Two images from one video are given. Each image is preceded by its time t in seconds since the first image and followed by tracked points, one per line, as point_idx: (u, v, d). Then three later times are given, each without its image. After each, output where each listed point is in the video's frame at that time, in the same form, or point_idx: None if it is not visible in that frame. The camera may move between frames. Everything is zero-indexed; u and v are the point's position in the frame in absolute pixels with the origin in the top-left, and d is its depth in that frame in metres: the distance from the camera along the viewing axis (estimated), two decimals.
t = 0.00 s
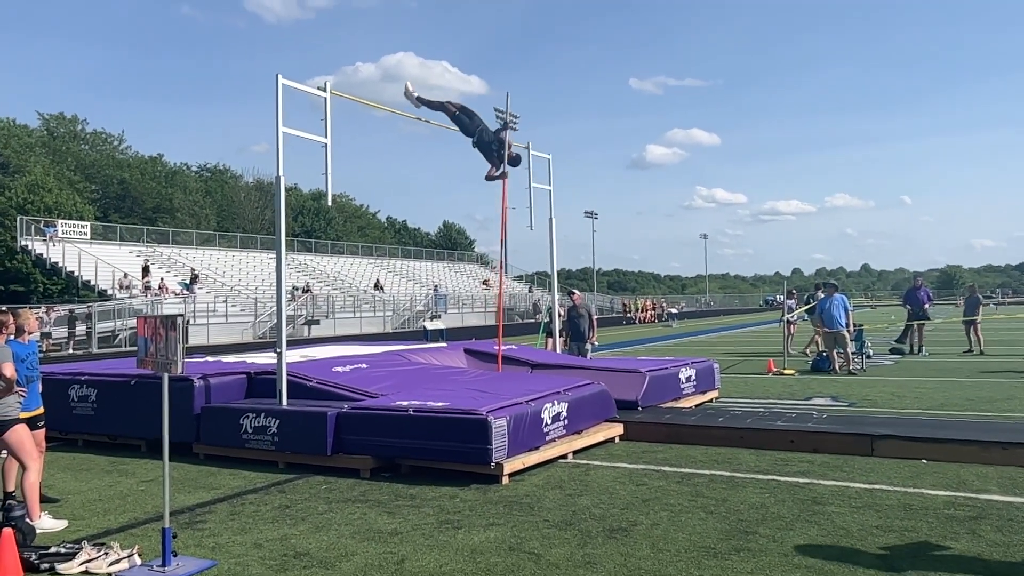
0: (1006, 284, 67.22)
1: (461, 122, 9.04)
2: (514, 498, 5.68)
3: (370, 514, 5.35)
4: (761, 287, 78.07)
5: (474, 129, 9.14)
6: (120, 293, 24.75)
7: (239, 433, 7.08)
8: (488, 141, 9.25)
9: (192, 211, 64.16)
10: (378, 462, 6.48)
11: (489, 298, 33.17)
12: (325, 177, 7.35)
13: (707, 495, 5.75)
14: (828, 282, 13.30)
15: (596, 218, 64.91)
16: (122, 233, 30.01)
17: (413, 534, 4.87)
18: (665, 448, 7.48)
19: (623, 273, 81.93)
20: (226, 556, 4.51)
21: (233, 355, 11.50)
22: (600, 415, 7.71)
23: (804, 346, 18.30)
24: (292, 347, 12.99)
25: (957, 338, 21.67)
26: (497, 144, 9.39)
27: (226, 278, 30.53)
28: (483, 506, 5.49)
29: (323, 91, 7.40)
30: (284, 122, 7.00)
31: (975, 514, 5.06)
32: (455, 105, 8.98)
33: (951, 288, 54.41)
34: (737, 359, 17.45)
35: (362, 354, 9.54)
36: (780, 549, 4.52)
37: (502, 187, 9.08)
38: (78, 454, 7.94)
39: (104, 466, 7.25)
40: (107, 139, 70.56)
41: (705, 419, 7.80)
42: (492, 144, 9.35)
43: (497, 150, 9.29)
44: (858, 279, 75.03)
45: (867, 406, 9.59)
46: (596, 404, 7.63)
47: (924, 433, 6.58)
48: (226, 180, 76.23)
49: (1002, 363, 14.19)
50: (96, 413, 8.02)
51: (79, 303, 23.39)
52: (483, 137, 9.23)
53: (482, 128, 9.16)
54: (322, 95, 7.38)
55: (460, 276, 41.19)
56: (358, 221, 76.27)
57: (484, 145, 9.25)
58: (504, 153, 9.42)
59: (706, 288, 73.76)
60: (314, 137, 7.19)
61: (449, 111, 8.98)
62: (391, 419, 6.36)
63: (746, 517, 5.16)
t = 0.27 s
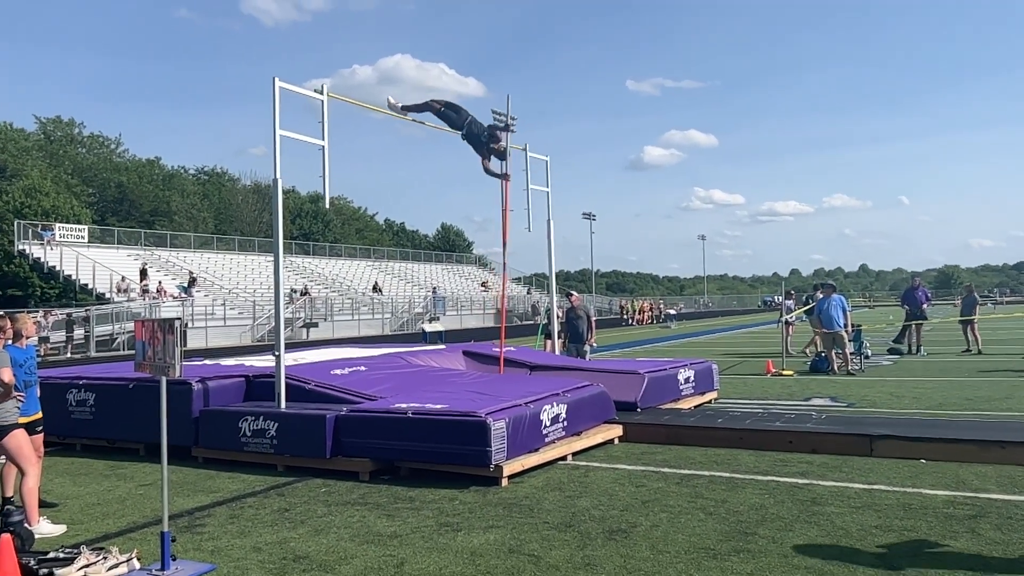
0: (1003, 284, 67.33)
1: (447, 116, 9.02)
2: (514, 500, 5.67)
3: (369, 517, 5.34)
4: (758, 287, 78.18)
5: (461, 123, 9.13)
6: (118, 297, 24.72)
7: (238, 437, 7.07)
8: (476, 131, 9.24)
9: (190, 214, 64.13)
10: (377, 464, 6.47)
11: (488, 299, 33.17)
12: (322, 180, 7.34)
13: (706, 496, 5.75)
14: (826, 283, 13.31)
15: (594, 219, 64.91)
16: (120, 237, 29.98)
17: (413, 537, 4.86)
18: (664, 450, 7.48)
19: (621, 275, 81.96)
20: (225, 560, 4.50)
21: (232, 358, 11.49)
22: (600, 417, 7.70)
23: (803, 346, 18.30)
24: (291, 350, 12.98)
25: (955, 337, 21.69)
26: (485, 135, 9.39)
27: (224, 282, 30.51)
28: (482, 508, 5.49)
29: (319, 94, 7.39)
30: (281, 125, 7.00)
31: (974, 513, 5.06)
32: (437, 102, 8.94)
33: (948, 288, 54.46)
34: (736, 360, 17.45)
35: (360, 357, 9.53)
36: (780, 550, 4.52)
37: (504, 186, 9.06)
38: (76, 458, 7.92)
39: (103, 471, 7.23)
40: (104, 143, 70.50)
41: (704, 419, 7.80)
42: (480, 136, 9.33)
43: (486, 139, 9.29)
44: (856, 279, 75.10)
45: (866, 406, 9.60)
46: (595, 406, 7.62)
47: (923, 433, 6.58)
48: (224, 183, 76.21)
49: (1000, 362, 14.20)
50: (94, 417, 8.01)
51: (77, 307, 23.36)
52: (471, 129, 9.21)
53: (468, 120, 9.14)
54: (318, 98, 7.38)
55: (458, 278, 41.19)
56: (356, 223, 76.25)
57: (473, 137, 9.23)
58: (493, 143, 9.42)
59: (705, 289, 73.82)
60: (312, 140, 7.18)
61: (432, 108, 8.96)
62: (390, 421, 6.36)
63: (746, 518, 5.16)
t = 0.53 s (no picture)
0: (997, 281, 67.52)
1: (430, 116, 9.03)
2: (511, 503, 5.66)
3: (366, 521, 5.33)
4: (753, 287, 78.31)
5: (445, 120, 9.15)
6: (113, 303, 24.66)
7: (234, 442, 7.05)
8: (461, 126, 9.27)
9: (184, 219, 63.99)
10: (374, 468, 6.46)
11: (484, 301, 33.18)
12: (316, 184, 7.33)
13: (703, 496, 5.76)
14: (821, 282, 13.34)
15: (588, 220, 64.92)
16: (114, 242, 29.89)
17: (410, 540, 4.85)
18: (661, 450, 7.48)
19: (616, 276, 82.01)
20: (222, 565, 4.49)
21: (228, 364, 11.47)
22: (596, 418, 7.70)
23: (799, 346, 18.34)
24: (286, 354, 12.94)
25: (950, 335, 21.76)
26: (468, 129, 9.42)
27: (219, 286, 30.45)
28: (479, 511, 5.48)
29: (313, 98, 7.39)
30: (275, 130, 6.99)
31: (971, 510, 5.07)
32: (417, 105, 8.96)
33: (942, 286, 54.60)
34: (732, 360, 17.47)
35: (356, 360, 9.52)
36: (777, 550, 4.52)
37: (501, 188, 9.40)
38: (71, 465, 7.89)
39: (99, 477, 7.20)
40: (97, 148, 70.31)
41: (700, 420, 7.80)
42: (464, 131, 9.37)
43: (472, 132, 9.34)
44: (850, 278, 75.28)
45: (862, 405, 9.62)
46: (591, 407, 7.62)
47: (918, 431, 6.60)
48: (218, 188, 76.08)
49: (995, 359, 14.25)
50: (89, 423, 7.98)
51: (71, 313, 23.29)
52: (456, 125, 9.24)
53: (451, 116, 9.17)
54: (312, 102, 7.38)
55: (454, 280, 41.19)
56: (350, 227, 76.19)
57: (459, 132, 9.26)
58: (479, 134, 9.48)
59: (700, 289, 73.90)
60: (305, 144, 7.18)
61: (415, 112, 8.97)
62: (386, 425, 6.35)
63: (743, 518, 5.16)
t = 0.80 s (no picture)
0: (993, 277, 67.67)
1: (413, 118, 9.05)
2: (509, 504, 5.66)
3: (365, 524, 5.32)
4: (750, 285, 78.44)
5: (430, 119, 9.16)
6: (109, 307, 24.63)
7: (231, 445, 7.04)
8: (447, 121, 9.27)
9: (181, 223, 63.91)
10: (372, 471, 6.46)
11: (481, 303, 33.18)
12: (312, 186, 7.33)
13: (702, 496, 5.76)
14: (817, 281, 13.35)
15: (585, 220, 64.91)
16: (111, 246, 29.85)
17: (409, 543, 4.85)
18: (659, 450, 7.48)
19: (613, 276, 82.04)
20: (221, 570, 4.49)
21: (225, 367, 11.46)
22: (594, 418, 7.70)
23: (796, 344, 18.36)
24: (283, 357, 12.93)
25: (947, 332, 21.79)
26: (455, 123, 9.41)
27: (216, 290, 30.42)
28: (478, 513, 5.48)
29: (309, 101, 7.38)
30: (270, 133, 6.99)
31: (969, 508, 5.07)
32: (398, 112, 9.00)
33: (939, 283, 54.74)
34: (729, 359, 17.49)
35: (354, 363, 9.52)
36: (775, 548, 4.52)
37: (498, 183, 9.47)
38: (69, 470, 7.88)
39: (97, 482, 7.19)
40: (93, 153, 70.19)
41: (698, 419, 7.81)
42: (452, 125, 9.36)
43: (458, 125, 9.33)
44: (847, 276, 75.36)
45: (859, 403, 9.64)
46: (589, 408, 7.62)
47: (915, 428, 6.61)
48: (214, 191, 75.99)
49: (992, 356, 14.27)
50: (86, 428, 7.96)
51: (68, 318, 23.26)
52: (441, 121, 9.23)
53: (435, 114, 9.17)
54: (308, 105, 7.37)
55: (451, 282, 41.19)
56: (347, 229, 76.14)
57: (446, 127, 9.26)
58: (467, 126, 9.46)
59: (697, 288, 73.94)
60: (301, 147, 7.17)
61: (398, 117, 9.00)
62: (384, 427, 6.34)
63: (742, 517, 5.17)
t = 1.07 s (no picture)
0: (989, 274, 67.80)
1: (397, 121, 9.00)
2: (508, 506, 5.66)
3: (364, 528, 5.31)
4: (747, 285, 78.51)
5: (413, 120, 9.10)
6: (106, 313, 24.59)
7: (229, 450, 7.03)
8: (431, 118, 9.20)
9: (177, 227, 63.80)
10: (371, 474, 6.45)
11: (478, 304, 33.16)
12: (308, 190, 7.32)
13: (701, 495, 5.76)
14: (813, 279, 13.36)
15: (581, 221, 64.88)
16: (106, 252, 29.80)
17: (409, 546, 4.84)
18: (657, 450, 7.48)
19: (609, 276, 82.04)
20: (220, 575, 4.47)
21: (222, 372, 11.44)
22: (592, 419, 7.70)
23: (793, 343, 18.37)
24: (281, 361, 12.92)
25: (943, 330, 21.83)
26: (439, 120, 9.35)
27: (212, 294, 30.37)
28: (477, 515, 5.48)
29: (304, 104, 7.38)
30: (266, 137, 6.98)
31: (967, 504, 5.08)
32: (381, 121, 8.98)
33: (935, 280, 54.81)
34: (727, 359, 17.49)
35: (351, 366, 9.51)
36: (775, 547, 4.52)
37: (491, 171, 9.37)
38: (66, 477, 7.86)
39: (95, 489, 7.17)
40: (88, 158, 70.06)
41: (696, 419, 7.81)
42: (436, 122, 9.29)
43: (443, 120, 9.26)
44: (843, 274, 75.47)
45: (857, 401, 9.64)
46: (587, 409, 7.62)
47: (913, 426, 6.62)
48: (209, 196, 75.88)
49: (988, 353, 14.29)
50: (84, 434, 7.94)
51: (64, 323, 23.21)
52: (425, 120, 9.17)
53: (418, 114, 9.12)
54: (303, 108, 7.36)
55: (448, 284, 41.16)
56: (343, 232, 76.08)
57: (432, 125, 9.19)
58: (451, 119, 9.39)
59: (694, 287, 73.98)
60: (297, 150, 7.16)
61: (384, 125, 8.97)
62: (382, 430, 6.33)
63: (741, 517, 5.17)
